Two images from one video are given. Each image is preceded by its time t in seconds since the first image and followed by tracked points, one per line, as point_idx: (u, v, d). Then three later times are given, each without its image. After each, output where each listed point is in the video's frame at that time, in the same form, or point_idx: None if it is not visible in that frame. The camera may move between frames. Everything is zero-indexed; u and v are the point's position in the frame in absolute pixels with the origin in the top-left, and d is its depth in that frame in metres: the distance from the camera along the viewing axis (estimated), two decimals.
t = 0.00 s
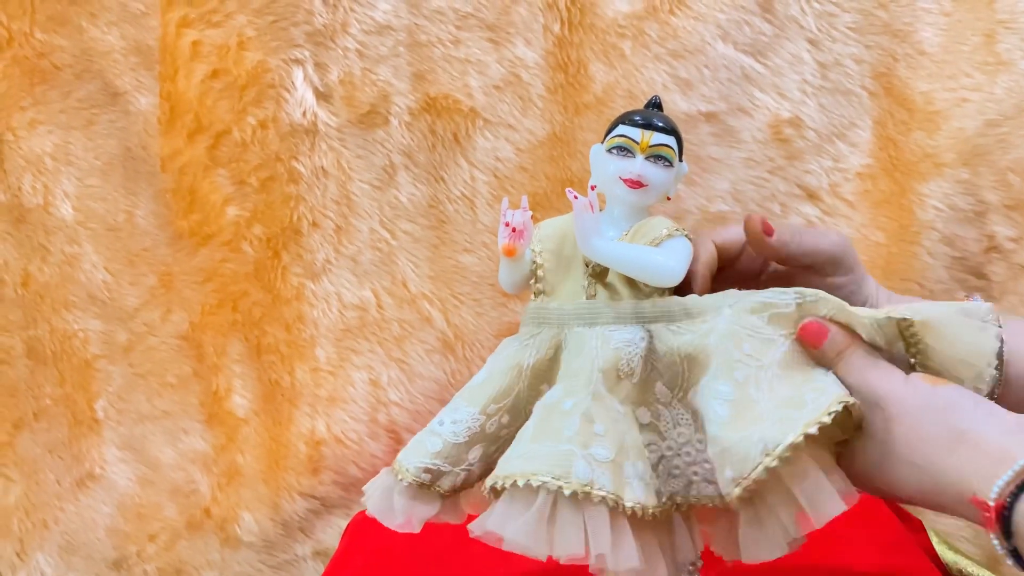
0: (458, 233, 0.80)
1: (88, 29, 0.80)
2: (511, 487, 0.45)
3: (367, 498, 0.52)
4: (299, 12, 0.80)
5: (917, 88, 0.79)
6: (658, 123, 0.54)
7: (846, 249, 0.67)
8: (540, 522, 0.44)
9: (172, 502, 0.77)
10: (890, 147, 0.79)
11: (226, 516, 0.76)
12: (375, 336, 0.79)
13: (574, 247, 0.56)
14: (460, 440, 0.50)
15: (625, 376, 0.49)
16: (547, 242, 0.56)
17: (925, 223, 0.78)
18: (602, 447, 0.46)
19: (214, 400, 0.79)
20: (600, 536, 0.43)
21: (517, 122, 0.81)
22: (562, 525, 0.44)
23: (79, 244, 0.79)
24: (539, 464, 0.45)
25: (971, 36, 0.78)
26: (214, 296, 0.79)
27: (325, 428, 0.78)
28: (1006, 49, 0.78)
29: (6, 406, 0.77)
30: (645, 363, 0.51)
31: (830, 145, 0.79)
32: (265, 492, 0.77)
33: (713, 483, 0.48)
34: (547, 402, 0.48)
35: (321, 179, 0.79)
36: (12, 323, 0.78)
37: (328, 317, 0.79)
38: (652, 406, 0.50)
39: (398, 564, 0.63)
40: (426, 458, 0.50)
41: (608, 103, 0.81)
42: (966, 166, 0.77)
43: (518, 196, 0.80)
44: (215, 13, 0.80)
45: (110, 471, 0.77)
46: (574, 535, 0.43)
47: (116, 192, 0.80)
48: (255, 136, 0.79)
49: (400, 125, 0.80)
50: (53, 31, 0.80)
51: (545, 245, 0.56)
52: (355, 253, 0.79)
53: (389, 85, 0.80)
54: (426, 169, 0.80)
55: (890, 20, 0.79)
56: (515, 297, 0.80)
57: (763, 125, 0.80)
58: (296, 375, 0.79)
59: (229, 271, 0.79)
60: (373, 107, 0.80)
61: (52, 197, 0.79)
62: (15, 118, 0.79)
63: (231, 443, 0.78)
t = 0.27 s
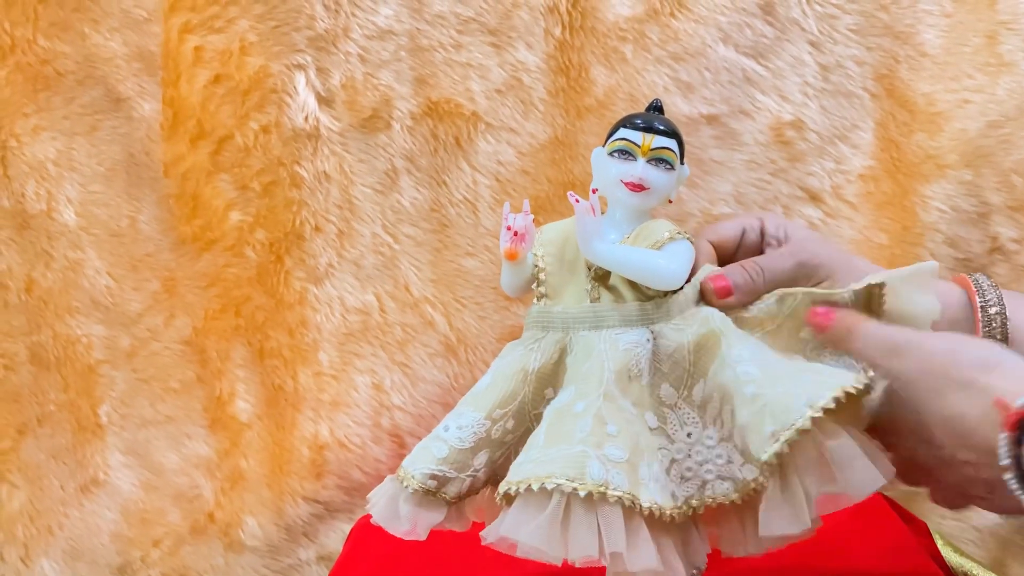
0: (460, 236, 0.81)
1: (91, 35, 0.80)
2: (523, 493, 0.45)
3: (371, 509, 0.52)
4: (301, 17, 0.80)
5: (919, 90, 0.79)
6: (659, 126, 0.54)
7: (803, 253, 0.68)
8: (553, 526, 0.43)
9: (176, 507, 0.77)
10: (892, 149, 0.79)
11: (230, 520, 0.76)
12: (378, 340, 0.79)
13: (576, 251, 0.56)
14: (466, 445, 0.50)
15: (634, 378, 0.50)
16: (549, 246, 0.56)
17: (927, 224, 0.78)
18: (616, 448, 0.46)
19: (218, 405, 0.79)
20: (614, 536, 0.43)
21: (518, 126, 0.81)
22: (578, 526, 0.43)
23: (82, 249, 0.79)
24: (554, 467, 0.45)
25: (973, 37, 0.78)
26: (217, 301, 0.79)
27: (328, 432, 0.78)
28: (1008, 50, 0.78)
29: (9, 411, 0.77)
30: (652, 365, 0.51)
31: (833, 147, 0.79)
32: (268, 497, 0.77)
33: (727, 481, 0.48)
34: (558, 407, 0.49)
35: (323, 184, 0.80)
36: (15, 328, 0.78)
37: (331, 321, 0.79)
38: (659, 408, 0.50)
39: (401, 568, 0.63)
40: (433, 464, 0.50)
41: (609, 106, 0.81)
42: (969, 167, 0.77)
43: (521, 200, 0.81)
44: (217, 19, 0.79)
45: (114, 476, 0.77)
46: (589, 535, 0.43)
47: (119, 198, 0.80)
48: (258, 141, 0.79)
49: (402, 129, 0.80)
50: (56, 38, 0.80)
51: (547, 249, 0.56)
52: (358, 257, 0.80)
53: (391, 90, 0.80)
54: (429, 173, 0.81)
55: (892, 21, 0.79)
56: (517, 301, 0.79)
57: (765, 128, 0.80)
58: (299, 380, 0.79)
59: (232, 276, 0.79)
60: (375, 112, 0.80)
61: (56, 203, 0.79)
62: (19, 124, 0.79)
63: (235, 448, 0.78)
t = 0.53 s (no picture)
0: (462, 243, 0.81)
1: (93, 45, 0.79)
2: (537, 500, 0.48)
3: (376, 518, 0.52)
4: (304, 27, 0.79)
5: (918, 95, 0.79)
6: (659, 134, 0.55)
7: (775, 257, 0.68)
8: (570, 530, 0.48)
9: (181, 513, 0.77)
10: (892, 154, 0.80)
11: (235, 527, 0.77)
12: (381, 346, 0.80)
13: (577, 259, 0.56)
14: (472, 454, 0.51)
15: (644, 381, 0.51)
16: (550, 254, 0.57)
17: (927, 229, 0.78)
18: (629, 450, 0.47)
19: (221, 412, 0.79)
20: (630, 539, 0.47)
21: (519, 133, 0.81)
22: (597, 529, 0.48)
23: (86, 258, 0.79)
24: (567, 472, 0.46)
25: (971, 42, 0.78)
26: (221, 309, 0.80)
27: (332, 438, 0.78)
28: (1007, 55, 0.78)
29: (13, 420, 0.77)
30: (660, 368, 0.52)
31: (833, 153, 0.80)
32: (272, 503, 0.77)
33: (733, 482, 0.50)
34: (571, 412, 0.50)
35: (326, 191, 0.80)
36: (19, 337, 0.78)
37: (334, 328, 0.80)
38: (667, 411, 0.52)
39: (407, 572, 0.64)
40: (439, 475, 0.51)
41: (610, 113, 0.81)
42: (968, 172, 0.78)
43: (522, 207, 0.81)
44: (220, 28, 0.79)
45: (119, 483, 0.77)
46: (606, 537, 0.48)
47: (123, 207, 0.80)
48: (260, 149, 0.80)
49: (404, 137, 0.81)
50: (60, 48, 0.79)
51: (548, 257, 0.57)
52: (361, 264, 0.80)
53: (393, 98, 0.81)
54: (430, 180, 0.81)
55: (891, 27, 0.79)
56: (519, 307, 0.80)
57: (765, 133, 0.80)
58: (302, 387, 0.79)
59: (235, 283, 0.80)
60: (377, 120, 0.81)
61: (59, 212, 0.79)
62: (21, 134, 0.78)
63: (239, 454, 0.78)
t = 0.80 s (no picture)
0: (462, 247, 0.82)
1: (95, 53, 0.79)
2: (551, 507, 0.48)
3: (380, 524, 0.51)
4: (303, 33, 0.79)
5: (917, 99, 0.80)
6: (657, 140, 0.55)
7: (780, 261, 0.68)
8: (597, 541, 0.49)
9: (183, 519, 0.77)
10: (891, 158, 0.80)
11: (236, 532, 0.77)
12: (382, 351, 0.80)
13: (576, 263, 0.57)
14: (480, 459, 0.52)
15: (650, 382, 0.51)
16: (549, 259, 0.57)
17: (927, 232, 0.79)
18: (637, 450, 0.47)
19: (223, 417, 0.79)
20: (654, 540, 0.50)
21: (519, 138, 0.82)
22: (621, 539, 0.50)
23: (88, 265, 0.79)
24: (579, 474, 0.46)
25: (969, 45, 0.78)
26: (223, 314, 0.80)
27: (333, 444, 0.78)
28: (1005, 58, 0.77)
29: (15, 426, 0.77)
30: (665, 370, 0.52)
31: (831, 156, 0.80)
32: (274, 508, 0.77)
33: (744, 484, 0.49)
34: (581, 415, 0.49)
35: (327, 197, 0.80)
36: (23, 343, 0.78)
37: (336, 333, 0.80)
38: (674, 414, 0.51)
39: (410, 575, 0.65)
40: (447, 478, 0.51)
41: (609, 118, 0.82)
42: (968, 175, 0.78)
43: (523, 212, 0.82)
44: (220, 35, 0.79)
45: (121, 489, 0.78)
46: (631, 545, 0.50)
47: (125, 214, 0.80)
48: (261, 156, 0.80)
49: (404, 143, 0.81)
50: (61, 56, 0.79)
51: (547, 262, 0.57)
52: (361, 269, 0.81)
53: (393, 104, 0.81)
54: (430, 185, 0.82)
55: (889, 31, 0.79)
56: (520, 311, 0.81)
57: (764, 137, 0.80)
58: (304, 392, 0.79)
59: (237, 289, 0.80)
60: (377, 126, 0.81)
61: (62, 219, 0.79)
62: (24, 141, 0.78)
63: (241, 460, 0.78)
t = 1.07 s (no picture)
0: (463, 253, 0.82)
1: (97, 61, 0.79)
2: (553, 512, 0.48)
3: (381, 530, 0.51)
4: (304, 40, 0.80)
5: (916, 102, 0.80)
6: (656, 145, 0.55)
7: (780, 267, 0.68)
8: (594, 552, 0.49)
9: (185, 525, 0.77)
10: (890, 161, 0.80)
11: (238, 538, 0.77)
12: (384, 356, 0.80)
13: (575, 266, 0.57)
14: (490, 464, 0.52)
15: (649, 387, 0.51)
16: (548, 262, 0.57)
17: (927, 236, 0.79)
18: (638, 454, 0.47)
19: (225, 423, 0.79)
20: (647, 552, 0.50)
21: (519, 143, 0.82)
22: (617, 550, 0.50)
23: (90, 271, 0.79)
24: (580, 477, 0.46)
25: (969, 49, 0.79)
26: (224, 320, 0.80)
27: (335, 449, 0.78)
28: (1003, 62, 0.78)
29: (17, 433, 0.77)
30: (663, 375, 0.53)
31: (831, 160, 0.80)
32: (276, 515, 0.77)
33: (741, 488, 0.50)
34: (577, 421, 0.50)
35: (327, 204, 0.81)
36: (26, 350, 0.78)
37: (337, 339, 0.80)
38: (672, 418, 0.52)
39: None
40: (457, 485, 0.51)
41: (609, 123, 0.82)
42: (967, 179, 0.78)
43: (523, 217, 0.82)
44: (220, 42, 0.79)
45: (123, 495, 0.78)
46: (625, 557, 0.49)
47: (126, 221, 0.81)
48: (262, 162, 0.80)
49: (404, 148, 0.81)
50: (63, 64, 0.79)
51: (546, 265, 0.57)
52: (362, 275, 0.81)
53: (393, 110, 0.81)
54: (430, 191, 0.82)
55: (888, 35, 0.80)
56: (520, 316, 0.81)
57: (764, 141, 0.80)
58: (305, 398, 0.79)
59: (238, 295, 0.80)
60: (378, 132, 0.81)
61: (64, 225, 0.79)
62: (26, 149, 0.78)
63: (242, 466, 0.78)
